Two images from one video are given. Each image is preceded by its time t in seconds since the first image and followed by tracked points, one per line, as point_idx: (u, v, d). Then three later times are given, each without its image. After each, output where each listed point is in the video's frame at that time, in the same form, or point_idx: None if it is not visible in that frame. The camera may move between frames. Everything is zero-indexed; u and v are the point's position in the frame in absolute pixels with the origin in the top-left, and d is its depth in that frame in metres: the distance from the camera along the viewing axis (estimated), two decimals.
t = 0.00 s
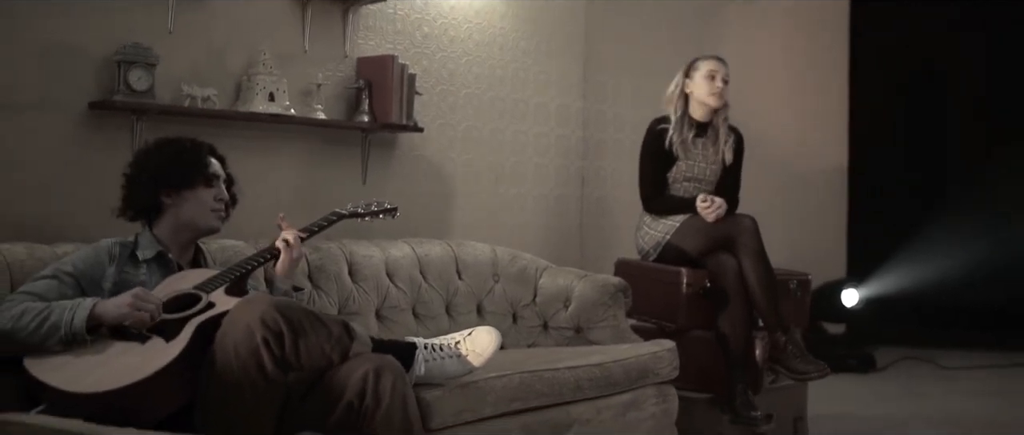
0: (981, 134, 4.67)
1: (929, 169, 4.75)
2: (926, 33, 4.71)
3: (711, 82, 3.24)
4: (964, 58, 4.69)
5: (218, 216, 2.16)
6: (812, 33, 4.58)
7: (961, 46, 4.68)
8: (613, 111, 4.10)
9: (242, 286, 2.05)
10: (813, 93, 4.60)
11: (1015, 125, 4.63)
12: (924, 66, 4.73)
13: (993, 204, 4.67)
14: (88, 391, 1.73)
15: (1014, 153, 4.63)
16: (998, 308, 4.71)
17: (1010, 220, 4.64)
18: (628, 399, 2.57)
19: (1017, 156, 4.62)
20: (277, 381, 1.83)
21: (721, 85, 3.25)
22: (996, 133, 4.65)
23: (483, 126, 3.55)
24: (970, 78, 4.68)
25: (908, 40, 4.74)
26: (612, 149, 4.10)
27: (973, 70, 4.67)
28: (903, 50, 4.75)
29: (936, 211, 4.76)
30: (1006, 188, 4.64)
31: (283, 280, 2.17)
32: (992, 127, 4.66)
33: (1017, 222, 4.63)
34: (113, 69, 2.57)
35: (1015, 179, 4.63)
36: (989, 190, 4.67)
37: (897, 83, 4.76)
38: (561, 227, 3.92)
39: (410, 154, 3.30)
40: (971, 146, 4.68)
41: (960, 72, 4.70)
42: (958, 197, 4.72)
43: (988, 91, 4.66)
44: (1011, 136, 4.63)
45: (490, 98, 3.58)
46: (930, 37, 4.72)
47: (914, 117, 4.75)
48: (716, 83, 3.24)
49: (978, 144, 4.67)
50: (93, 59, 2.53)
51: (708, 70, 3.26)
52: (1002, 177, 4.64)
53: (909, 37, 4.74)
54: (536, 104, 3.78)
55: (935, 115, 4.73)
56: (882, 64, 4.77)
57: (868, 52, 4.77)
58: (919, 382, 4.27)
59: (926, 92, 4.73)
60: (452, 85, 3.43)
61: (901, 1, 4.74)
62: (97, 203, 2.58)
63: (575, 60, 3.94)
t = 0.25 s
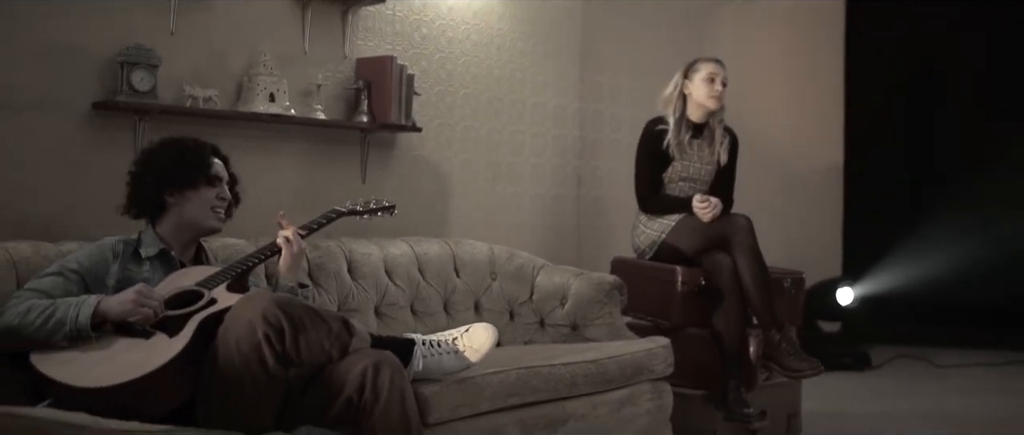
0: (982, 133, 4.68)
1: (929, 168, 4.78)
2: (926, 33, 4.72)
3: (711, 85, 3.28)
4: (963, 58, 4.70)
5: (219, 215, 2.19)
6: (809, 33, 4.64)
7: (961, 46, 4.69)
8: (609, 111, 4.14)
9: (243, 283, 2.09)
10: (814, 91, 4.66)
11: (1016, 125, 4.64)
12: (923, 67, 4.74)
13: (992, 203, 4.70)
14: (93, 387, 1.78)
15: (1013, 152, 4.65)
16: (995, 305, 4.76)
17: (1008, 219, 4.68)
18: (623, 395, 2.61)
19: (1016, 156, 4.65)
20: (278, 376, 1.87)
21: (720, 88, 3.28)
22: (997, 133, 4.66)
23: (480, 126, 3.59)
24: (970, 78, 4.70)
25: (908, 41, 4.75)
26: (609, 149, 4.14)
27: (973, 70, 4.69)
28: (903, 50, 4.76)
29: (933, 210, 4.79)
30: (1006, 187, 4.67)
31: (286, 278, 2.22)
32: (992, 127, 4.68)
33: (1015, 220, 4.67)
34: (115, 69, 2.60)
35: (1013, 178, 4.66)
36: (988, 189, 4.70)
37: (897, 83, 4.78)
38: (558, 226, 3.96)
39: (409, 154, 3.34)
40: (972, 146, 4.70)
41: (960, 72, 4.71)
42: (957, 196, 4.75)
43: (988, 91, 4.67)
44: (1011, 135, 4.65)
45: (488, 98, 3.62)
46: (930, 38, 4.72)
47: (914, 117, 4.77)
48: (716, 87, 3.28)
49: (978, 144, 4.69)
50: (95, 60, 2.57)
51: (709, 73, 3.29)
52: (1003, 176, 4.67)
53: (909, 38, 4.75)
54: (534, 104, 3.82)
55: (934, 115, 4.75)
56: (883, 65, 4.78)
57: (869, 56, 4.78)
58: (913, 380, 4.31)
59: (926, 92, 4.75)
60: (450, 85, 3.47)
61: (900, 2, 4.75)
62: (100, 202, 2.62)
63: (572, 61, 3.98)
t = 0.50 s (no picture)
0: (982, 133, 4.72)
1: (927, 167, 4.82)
2: (927, 33, 4.77)
3: (705, 88, 3.32)
4: (964, 58, 4.74)
5: (219, 216, 2.24)
6: (806, 34, 4.73)
7: (961, 46, 4.74)
8: (604, 112, 4.19)
9: (242, 281, 2.13)
10: (810, 92, 4.75)
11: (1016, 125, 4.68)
12: (925, 65, 4.79)
13: (990, 203, 4.74)
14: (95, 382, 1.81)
15: (1012, 153, 4.69)
16: (990, 306, 4.78)
17: (1005, 220, 4.71)
18: (616, 392, 2.65)
19: (1016, 156, 4.69)
20: (277, 372, 1.91)
21: (715, 91, 3.33)
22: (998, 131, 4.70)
23: (476, 127, 3.63)
24: (970, 78, 4.74)
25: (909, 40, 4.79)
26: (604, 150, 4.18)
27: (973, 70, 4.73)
28: (903, 50, 4.81)
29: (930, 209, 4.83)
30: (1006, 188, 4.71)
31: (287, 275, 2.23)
32: (992, 126, 4.71)
33: (1012, 220, 4.70)
34: (116, 72, 2.64)
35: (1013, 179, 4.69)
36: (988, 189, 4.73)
37: (897, 83, 4.83)
38: (554, 226, 4.00)
39: (406, 154, 3.38)
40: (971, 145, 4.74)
41: (960, 72, 4.76)
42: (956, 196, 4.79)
43: (988, 91, 4.71)
44: (1011, 136, 4.69)
45: (484, 99, 3.66)
46: (931, 37, 4.77)
47: (914, 117, 4.82)
48: (710, 89, 3.32)
49: (977, 144, 4.73)
50: (97, 62, 2.61)
51: (704, 75, 3.34)
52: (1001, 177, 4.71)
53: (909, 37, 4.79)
54: (529, 106, 3.86)
55: (934, 115, 4.80)
56: (883, 64, 4.83)
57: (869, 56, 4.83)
58: (905, 379, 4.35)
59: (926, 92, 4.80)
60: (446, 85, 3.51)
61: (901, 1, 4.80)
62: (100, 202, 2.65)
63: (568, 62, 4.03)
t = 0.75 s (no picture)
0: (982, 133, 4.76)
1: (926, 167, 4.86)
2: (926, 33, 4.81)
3: (700, 89, 3.36)
4: (964, 58, 4.78)
5: (218, 217, 2.27)
6: (805, 31, 4.74)
7: (961, 46, 4.77)
8: (601, 113, 4.22)
9: (242, 280, 2.16)
10: (809, 90, 4.76)
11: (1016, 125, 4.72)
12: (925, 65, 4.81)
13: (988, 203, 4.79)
14: (98, 379, 1.85)
15: (1010, 153, 4.73)
16: (983, 305, 4.85)
17: (1002, 220, 4.77)
18: (611, 390, 2.68)
19: (1016, 157, 4.73)
20: (276, 369, 1.94)
21: (709, 91, 3.37)
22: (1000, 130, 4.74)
23: (474, 128, 3.67)
24: (970, 78, 4.77)
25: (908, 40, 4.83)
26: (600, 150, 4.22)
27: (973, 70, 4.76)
28: (903, 50, 4.84)
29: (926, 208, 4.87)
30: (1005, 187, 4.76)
31: (287, 275, 2.27)
32: (992, 126, 4.75)
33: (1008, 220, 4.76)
34: (117, 73, 2.67)
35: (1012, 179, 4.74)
36: (989, 188, 4.78)
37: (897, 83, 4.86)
38: (550, 226, 4.03)
39: (403, 155, 3.41)
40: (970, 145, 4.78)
41: (960, 72, 4.79)
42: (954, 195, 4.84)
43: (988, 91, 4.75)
44: (1011, 136, 4.73)
45: (481, 100, 3.69)
46: (931, 38, 4.81)
47: (914, 116, 4.85)
48: (705, 90, 3.36)
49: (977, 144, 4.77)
50: (98, 64, 2.64)
51: (698, 76, 3.38)
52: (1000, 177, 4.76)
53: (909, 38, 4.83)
54: (526, 106, 3.89)
55: (934, 115, 4.83)
56: (883, 64, 4.86)
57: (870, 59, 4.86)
58: (899, 378, 4.39)
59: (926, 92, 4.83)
60: (443, 87, 3.54)
61: (901, 2, 4.84)
62: (102, 203, 2.68)
63: (564, 63, 4.06)
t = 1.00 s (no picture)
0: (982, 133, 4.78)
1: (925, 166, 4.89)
2: (927, 33, 4.85)
3: (694, 91, 3.40)
4: (964, 58, 4.80)
5: (219, 219, 2.30)
6: (803, 31, 4.82)
7: (961, 46, 4.80)
8: (597, 115, 4.26)
9: (243, 281, 2.20)
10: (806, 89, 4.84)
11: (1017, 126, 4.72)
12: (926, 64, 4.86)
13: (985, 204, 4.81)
14: (101, 376, 1.88)
15: (1010, 154, 4.74)
16: (980, 304, 4.87)
17: (1000, 220, 4.78)
18: (607, 389, 2.72)
19: (1016, 157, 4.73)
20: (276, 369, 1.97)
21: (703, 93, 3.40)
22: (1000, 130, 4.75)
23: (471, 129, 3.70)
24: (970, 78, 4.79)
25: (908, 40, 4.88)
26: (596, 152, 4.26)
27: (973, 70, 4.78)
28: (904, 50, 4.89)
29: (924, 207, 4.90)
30: (1004, 188, 4.77)
31: (289, 275, 2.30)
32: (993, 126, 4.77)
33: (1006, 221, 4.77)
34: (119, 76, 2.71)
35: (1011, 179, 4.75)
36: (989, 189, 4.79)
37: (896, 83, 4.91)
38: (546, 226, 4.07)
39: (401, 157, 3.45)
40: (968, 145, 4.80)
41: (961, 72, 4.81)
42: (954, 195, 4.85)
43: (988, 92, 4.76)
44: (1011, 136, 4.73)
45: (479, 102, 3.73)
46: (931, 38, 4.84)
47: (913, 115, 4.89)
48: (699, 92, 3.40)
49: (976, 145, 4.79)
50: (99, 67, 2.67)
51: (692, 79, 3.41)
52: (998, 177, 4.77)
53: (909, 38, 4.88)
54: (523, 108, 3.93)
55: (933, 114, 4.86)
56: (883, 64, 4.92)
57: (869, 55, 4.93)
58: (894, 377, 4.43)
59: (928, 91, 4.86)
60: (441, 89, 3.57)
61: (901, 2, 4.89)
62: (103, 204, 2.72)
63: (561, 65, 4.09)
